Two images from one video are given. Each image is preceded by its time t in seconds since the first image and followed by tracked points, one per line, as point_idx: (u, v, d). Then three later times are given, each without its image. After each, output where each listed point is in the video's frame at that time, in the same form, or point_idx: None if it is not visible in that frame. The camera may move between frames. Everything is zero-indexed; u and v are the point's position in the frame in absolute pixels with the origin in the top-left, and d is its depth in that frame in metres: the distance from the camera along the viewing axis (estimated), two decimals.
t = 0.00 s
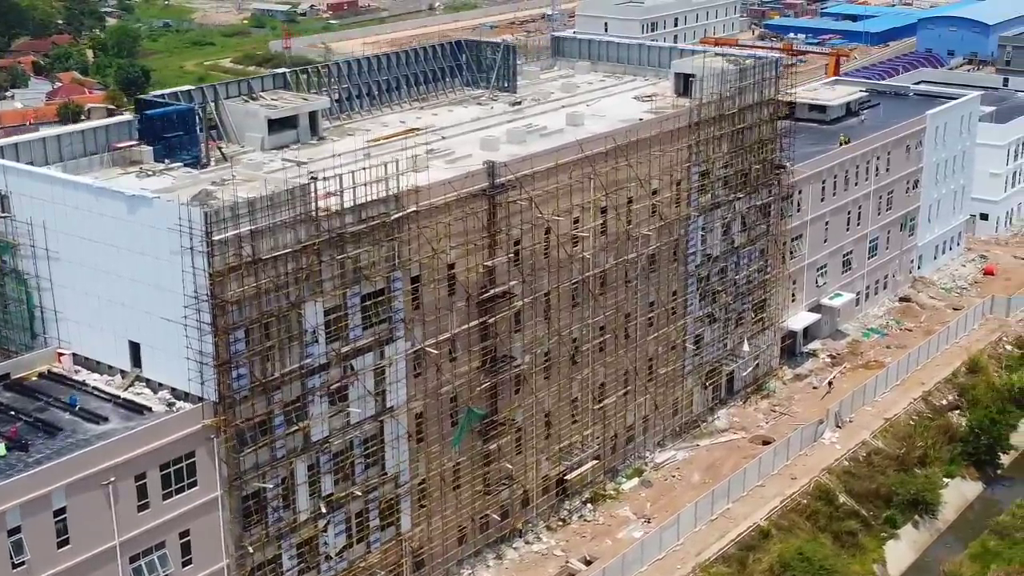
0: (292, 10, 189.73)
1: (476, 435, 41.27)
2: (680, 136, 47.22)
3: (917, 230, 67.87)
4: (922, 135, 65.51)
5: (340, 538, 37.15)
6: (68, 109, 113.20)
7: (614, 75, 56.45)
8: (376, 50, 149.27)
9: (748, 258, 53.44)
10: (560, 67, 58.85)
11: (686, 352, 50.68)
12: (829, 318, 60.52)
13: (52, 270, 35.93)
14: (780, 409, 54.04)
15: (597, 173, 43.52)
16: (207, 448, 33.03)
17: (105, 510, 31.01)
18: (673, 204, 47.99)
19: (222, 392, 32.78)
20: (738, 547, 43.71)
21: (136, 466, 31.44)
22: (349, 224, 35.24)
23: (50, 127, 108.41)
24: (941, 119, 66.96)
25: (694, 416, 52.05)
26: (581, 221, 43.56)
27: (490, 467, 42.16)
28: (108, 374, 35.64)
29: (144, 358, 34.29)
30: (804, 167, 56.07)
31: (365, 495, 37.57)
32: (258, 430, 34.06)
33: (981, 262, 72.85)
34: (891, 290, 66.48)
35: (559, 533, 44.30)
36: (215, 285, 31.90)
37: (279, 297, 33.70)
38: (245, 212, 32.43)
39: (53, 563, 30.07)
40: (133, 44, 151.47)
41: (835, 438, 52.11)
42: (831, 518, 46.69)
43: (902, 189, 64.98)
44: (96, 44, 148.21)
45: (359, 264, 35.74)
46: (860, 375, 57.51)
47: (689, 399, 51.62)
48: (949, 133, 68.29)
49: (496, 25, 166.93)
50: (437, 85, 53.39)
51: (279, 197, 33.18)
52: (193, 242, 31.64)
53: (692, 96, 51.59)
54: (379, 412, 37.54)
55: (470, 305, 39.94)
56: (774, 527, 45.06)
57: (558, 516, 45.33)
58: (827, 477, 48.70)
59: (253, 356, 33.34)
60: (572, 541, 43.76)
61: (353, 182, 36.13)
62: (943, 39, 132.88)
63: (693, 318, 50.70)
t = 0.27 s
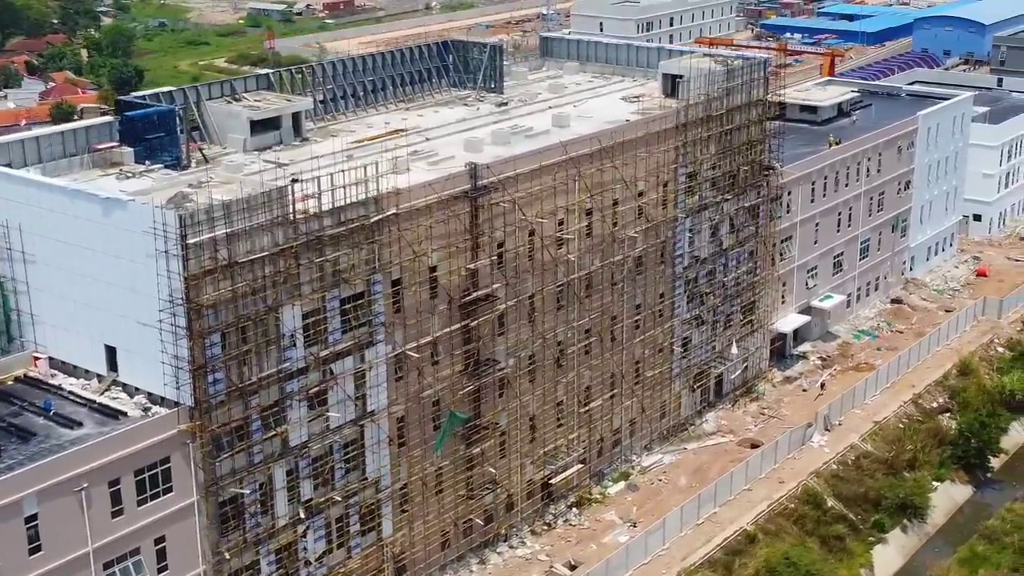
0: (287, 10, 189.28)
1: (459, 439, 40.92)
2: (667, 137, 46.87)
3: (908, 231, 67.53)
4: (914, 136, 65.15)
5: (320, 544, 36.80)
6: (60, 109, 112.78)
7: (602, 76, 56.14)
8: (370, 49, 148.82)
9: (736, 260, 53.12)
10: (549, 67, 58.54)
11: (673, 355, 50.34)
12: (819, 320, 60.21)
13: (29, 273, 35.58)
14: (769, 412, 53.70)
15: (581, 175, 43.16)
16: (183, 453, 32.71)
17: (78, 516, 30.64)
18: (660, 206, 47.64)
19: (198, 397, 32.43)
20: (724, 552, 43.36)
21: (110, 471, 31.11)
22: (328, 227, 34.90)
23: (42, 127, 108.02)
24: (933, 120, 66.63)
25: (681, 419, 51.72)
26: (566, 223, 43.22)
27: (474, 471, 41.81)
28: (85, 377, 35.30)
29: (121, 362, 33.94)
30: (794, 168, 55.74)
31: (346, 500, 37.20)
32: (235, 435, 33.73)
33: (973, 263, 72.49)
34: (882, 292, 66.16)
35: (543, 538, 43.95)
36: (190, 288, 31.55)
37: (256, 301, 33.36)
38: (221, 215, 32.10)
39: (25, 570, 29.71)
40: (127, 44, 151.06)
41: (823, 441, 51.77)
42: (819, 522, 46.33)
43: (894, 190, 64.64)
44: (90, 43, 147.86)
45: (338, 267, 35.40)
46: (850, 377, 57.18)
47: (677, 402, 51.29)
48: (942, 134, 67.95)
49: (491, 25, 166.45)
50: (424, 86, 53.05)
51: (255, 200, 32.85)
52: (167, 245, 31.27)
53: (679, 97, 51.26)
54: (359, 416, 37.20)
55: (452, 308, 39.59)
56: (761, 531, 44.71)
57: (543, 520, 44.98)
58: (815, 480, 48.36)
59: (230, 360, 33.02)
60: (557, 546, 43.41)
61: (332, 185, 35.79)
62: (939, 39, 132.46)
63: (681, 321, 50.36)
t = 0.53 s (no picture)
0: (283, 10, 188.82)
1: (442, 445, 40.55)
2: (654, 139, 46.50)
3: (901, 233, 67.16)
4: (906, 137, 64.77)
5: (300, 551, 36.41)
6: (52, 109, 112.36)
7: (591, 77, 55.77)
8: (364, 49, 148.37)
9: (725, 262, 52.77)
10: (538, 69, 58.20)
11: (660, 358, 49.98)
12: (809, 323, 59.87)
13: (5, 277, 35.22)
14: (758, 416, 53.33)
15: (566, 177, 42.79)
16: (158, 459, 32.34)
17: (51, 524, 30.24)
18: (647, 208, 47.27)
19: (173, 402, 32.05)
20: (711, 558, 42.98)
21: (84, 478, 30.72)
22: (307, 231, 34.53)
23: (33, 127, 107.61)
24: (925, 121, 66.26)
25: (669, 423, 51.35)
26: (551, 226, 42.86)
27: (457, 476, 41.42)
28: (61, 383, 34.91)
29: (97, 368, 33.57)
30: (784, 170, 55.38)
31: (326, 506, 36.79)
32: (212, 441, 33.35)
33: (967, 265, 72.13)
34: (874, 294, 65.80)
35: (528, 543, 43.58)
36: (165, 293, 31.16)
37: (233, 305, 32.98)
38: (197, 219, 31.72)
39: None
40: (122, 44, 150.66)
41: (813, 445, 51.40)
42: (807, 527, 45.94)
43: (886, 192, 64.27)
44: (84, 43, 147.47)
45: (317, 272, 35.01)
46: (841, 380, 56.81)
47: (665, 406, 50.93)
48: (934, 135, 67.58)
49: (487, 25, 165.98)
50: (411, 87, 52.68)
51: (232, 203, 32.49)
52: (142, 250, 30.89)
53: (666, 98, 50.90)
54: (340, 422, 36.82)
55: (435, 312, 39.23)
56: (748, 537, 44.33)
57: (528, 526, 44.61)
58: (804, 485, 47.98)
59: (206, 366, 32.63)
60: (542, 551, 43.03)
61: (311, 188, 35.43)
62: (935, 39, 132.06)
63: (668, 324, 50.00)
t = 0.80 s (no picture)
0: (278, 9, 188.33)
1: (425, 451, 40.14)
2: (642, 142, 46.10)
3: (893, 234, 66.75)
4: (899, 139, 64.36)
5: (280, 558, 35.98)
6: (45, 109, 111.92)
7: (580, 78, 55.36)
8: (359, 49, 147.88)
9: (714, 265, 52.37)
10: (527, 70, 57.80)
11: (649, 362, 49.57)
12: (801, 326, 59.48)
13: None
14: (748, 420, 52.92)
15: (552, 180, 42.39)
16: (134, 467, 31.93)
17: (24, 534, 29.81)
18: (635, 211, 46.87)
19: (149, 409, 31.63)
20: (698, 564, 42.57)
21: (58, 487, 30.29)
22: (286, 235, 34.12)
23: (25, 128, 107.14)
24: (918, 122, 65.85)
25: (658, 427, 50.95)
26: (536, 229, 42.46)
27: (442, 482, 41.01)
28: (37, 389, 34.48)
29: (73, 374, 33.17)
30: (774, 172, 54.97)
31: (307, 513, 36.35)
32: (189, 448, 32.94)
33: (961, 267, 71.74)
34: (867, 296, 65.40)
35: (514, 550, 43.17)
36: (140, 299, 30.75)
37: (210, 311, 32.56)
38: (172, 223, 31.31)
39: None
40: (117, 43, 150.20)
41: (803, 449, 50.99)
42: (796, 532, 45.53)
43: (878, 194, 63.87)
44: (79, 43, 146.99)
45: (296, 277, 34.60)
46: (832, 384, 56.40)
47: (653, 410, 50.53)
48: (927, 136, 67.17)
49: (483, 24, 165.44)
50: (398, 89, 52.27)
51: (209, 208, 32.09)
52: (117, 255, 30.49)
53: (655, 100, 50.50)
54: (320, 428, 36.41)
55: (418, 317, 38.82)
56: (736, 543, 43.92)
57: (514, 532, 44.20)
58: (793, 490, 47.57)
59: (182, 373, 32.22)
60: (527, 558, 42.62)
61: (291, 192, 35.03)
62: (932, 39, 131.58)
63: (657, 327, 49.60)
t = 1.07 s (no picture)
0: (274, 9, 187.74)
1: (410, 458, 39.65)
2: (631, 145, 45.62)
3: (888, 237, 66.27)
4: (893, 141, 63.87)
5: (261, 568, 35.48)
6: (38, 109, 111.42)
7: (571, 80, 54.86)
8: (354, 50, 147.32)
9: (705, 269, 51.89)
10: (518, 72, 57.31)
11: (639, 368, 49.09)
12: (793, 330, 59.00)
13: None
14: (740, 425, 52.43)
15: (539, 184, 41.89)
16: (111, 477, 31.44)
17: None
18: (624, 215, 46.38)
19: (126, 418, 31.13)
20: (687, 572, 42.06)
21: (32, 497, 29.78)
22: (266, 241, 33.62)
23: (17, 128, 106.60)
24: (913, 124, 65.36)
25: (648, 433, 50.47)
26: (523, 234, 41.98)
27: (427, 490, 40.52)
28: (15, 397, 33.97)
29: (50, 382, 32.68)
30: (766, 175, 54.47)
31: (289, 523, 35.83)
32: (167, 458, 32.45)
33: (956, 270, 71.25)
34: (861, 300, 64.93)
35: (501, 558, 42.68)
36: (116, 306, 30.25)
37: (188, 318, 32.08)
38: (149, 230, 30.81)
39: None
40: (112, 44, 149.68)
41: (795, 455, 50.50)
42: (787, 540, 45.04)
43: (873, 196, 63.38)
44: (73, 43, 146.47)
45: (277, 283, 34.10)
46: (825, 389, 55.91)
47: (644, 416, 50.05)
48: (922, 139, 66.67)
49: (479, 24, 164.88)
50: (386, 91, 51.76)
51: (187, 214, 31.58)
52: (92, 262, 30.02)
53: (645, 103, 50.03)
54: (302, 436, 35.91)
55: (402, 323, 38.33)
56: (726, 551, 43.43)
57: (501, 540, 43.71)
58: (785, 496, 47.09)
59: (160, 381, 31.73)
60: (514, 566, 42.12)
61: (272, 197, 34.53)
62: (930, 39, 131.01)
63: (647, 332, 49.12)
